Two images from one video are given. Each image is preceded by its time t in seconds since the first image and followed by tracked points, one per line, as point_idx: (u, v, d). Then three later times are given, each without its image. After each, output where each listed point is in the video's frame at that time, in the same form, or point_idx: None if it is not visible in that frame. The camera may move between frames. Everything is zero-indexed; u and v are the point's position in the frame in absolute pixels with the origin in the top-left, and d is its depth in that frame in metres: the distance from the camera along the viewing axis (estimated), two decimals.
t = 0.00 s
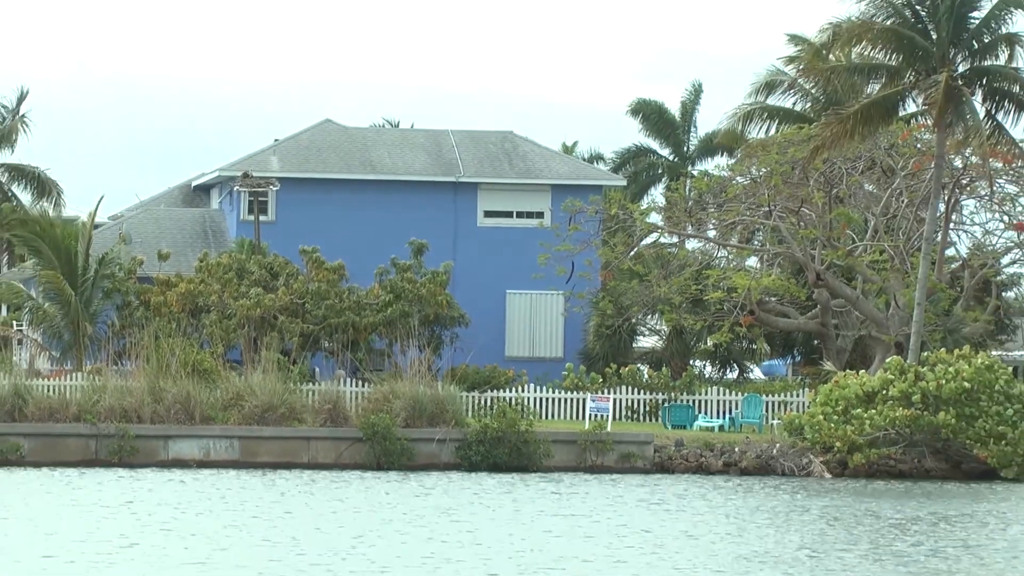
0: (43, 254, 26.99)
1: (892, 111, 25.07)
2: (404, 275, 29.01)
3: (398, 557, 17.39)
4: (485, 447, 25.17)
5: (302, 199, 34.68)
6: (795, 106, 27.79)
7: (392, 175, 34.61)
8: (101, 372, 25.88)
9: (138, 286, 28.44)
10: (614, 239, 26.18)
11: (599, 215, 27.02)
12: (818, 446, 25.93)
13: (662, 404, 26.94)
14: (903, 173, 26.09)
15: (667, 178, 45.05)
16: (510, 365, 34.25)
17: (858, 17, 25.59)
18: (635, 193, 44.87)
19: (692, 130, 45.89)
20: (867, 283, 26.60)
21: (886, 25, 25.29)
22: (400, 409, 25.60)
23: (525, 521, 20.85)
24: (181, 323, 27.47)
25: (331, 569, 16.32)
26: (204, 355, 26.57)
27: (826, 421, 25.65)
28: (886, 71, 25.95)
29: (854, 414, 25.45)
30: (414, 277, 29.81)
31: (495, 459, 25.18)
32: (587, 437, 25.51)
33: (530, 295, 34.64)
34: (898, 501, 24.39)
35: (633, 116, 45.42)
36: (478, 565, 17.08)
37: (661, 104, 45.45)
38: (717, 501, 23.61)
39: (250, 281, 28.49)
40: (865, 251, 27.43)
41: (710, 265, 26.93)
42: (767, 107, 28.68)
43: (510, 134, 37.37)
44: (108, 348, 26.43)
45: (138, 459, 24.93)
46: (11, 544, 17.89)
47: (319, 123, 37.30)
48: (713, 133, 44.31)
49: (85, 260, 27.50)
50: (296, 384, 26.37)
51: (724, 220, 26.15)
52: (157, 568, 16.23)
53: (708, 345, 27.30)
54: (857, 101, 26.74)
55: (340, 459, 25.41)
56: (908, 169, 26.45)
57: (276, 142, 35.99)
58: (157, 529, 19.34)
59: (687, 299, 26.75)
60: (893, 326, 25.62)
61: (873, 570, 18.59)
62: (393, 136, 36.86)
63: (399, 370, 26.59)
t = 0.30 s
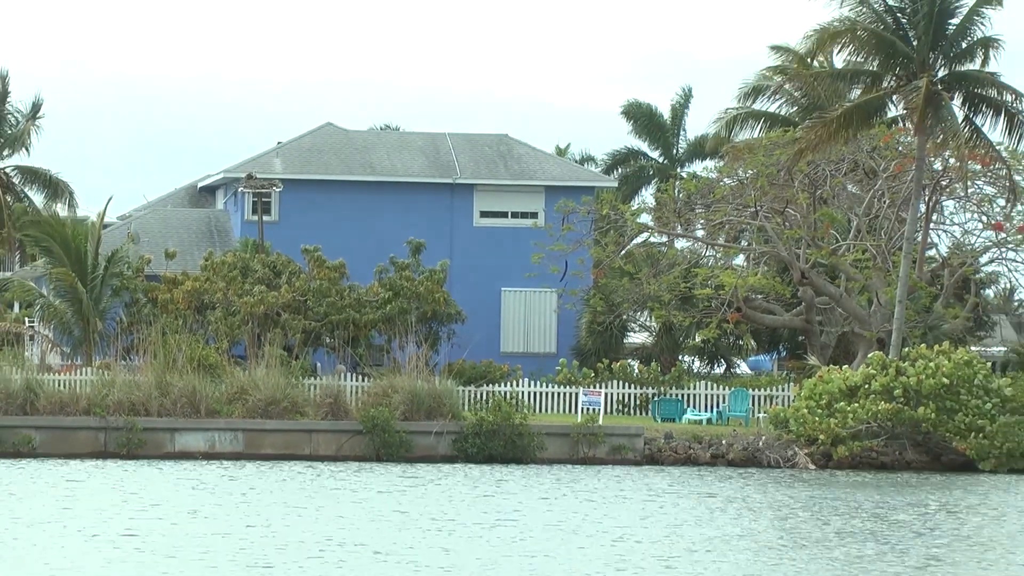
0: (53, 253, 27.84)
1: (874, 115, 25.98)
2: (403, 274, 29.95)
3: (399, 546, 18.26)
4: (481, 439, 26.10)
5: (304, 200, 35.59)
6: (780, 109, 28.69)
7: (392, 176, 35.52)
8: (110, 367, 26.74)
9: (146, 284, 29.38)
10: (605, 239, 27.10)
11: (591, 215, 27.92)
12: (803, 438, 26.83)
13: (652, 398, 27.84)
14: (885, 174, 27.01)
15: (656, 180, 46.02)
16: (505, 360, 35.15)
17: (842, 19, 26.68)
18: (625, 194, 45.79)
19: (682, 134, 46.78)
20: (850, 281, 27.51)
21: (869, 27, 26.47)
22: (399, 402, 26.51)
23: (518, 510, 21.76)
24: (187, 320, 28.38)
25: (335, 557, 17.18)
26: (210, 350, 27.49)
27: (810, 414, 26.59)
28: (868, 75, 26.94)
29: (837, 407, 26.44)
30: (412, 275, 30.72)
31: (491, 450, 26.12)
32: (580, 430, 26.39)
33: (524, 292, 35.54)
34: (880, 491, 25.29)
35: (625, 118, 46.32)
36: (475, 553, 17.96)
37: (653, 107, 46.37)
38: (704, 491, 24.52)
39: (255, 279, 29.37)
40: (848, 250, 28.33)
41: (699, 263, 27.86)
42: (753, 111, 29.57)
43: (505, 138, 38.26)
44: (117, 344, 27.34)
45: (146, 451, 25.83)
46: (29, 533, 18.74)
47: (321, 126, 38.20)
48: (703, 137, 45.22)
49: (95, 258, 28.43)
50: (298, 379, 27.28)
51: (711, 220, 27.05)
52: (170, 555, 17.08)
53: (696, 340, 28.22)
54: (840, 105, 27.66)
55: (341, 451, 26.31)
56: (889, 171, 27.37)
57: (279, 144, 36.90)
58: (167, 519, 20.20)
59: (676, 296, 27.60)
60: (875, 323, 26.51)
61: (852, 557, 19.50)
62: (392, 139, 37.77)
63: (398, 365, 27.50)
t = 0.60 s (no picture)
0: (63, 252, 28.81)
1: (857, 119, 26.89)
2: (401, 272, 30.87)
3: (397, 535, 19.17)
4: (476, 432, 27.04)
5: (305, 201, 36.53)
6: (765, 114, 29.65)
7: (390, 178, 36.45)
8: (118, 362, 27.67)
9: (152, 282, 30.36)
10: (596, 238, 28.03)
11: (583, 215, 28.85)
12: (787, 432, 27.74)
13: (641, 392, 28.78)
14: (867, 176, 27.95)
15: (647, 181, 46.93)
16: (500, 356, 36.09)
17: (825, 23, 27.55)
18: (616, 195, 46.68)
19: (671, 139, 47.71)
20: (833, 279, 28.45)
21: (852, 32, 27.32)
22: (397, 396, 27.43)
23: (510, 501, 22.67)
24: (192, 317, 29.35)
25: (336, 544, 18.10)
26: (214, 346, 28.43)
27: (793, 409, 27.53)
28: (850, 80, 27.91)
29: (821, 402, 27.35)
30: (409, 273, 31.66)
31: (486, 443, 27.06)
32: (571, 423, 27.32)
33: (519, 290, 36.45)
34: (861, 483, 26.20)
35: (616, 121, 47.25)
36: (469, 542, 18.86)
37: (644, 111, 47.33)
38: (690, 482, 25.44)
39: (258, 277, 30.29)
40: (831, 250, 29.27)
41: (687, 262, 28.81)
42: (740, 115, 30.48)
43: (500, 140, 39.18)
44: (125, 340, 28.31)
45: (152, 444, 26.75)
46: (44, 521, 19.65)
47: (322, 129, 39.15)
48: (692, 141, 46.13)
49: (103, 257, 29.41)
50: (299, 374, 28.19)
51: (699, 221, 28.00)
52: (180, 543, 17.98)
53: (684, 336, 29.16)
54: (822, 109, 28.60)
55: (341, 443, 27.25)
56: (871, 173, 28.30)
57: (281, 147, 37.85)
58: (176, 508, 21.12)
59: (665, 294, 28.54)
60: (857, 319, 27.45)
61: (830, 547, 20.42)
62: (390, 142, 38.71)
63: (396, 360, 28.43)
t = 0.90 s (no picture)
0: (71, 251, 29.77)
1: (839, 122, 27.73)
2: (397, 271, 31.84)
3: (392, 525, 20.13)
4: (470, 426, 28.01)
5: (305, 202, 37.48)
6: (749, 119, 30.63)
7: (387, 180, 37.40)
8: (124, 358, 28.62)
9: (157, 281, 31.34)
10: (586, 238, 29.01)
11: (574, 216, 29.89)
12: (771, 425, 28.70)
13: (630, 387, 29.74)
14: (848, 178, 28.93)
15: (636, 183, 47.83)
16: (493, 352, 37.03)
17: (808, 28, 28.53)
18: (606, 197, 47.55)
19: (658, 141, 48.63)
20: (815, 277, 29.43)
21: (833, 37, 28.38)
22: (393, 391, 28.40)
23: (502, 493, 23.63)
24: (196, 315, 30.33)
25: (333, 535, 19.05)
26: (217, 343, 29.37)
27: (777, 404, 28.49)
28: (831, 86, 28.89)
29: (803, 397, 28.32)
30: (406, 272, 32.64)
31: (479, 436, 28.03)
32: (562, 417, 28.25)
33: (511, 288, 37.40)
34: (841, 474, 27.18)
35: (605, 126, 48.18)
36: (460, 532, 19.83)
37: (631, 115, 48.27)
38: (676, 473, 26.41)
39: (259, 276, 31.26)
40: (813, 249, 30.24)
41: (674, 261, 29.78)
42: (725, 119, 31.38)
43: (494, 144, 40.10)
44: (130, 336, 29.29)
45: (156, 437, 27.71)
46: (57, 512, 20.62)
47: (321, 133, 40.09)
48: (679, 143, 47.06)
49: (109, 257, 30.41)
50: (299, 369, 29.14)
51: (685, 221, 28.98)
52: (186, 533, 18.95)
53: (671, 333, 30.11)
54: (804, 114, 29.56)
55: (340, 436, 28.19)
56: (852, 175, 29.28)
57: (281, 150, 38.79)
58: (181, 499, 22.09)
59: (653, 292, 29.47)
60: (838, 316, 28.43)
61: (806, 540, 21.37)
62: (387, 145, 39.67)
63: (392, 356, 29.38)
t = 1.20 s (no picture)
0: (76, 252, 30.81)
1: (819, 126, 28.63)
2: (392, 270, 32.83)
3: (387, 515, 21.16)
4: (463, 420, 28.99)
5: (303, 203, 38.45)
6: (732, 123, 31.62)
7: (382, 183, 38.38)
8: (127, 355, 29.54)
9: (159, 280, 32.32)
10: (574, 238, 30.01)
11: (562, 217, 30.90)
12: (753, 419, 29.69)
13: (617, 382, 30.73)
14: (827, 181, 29.92)
15: (622, 186, 48.90)
16: (485, 349, 38.00)
17: (789, 35, 29.41)
18: (594, 199, 48.49)
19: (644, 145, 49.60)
20: (796, 276, 30.43)
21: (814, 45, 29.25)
22: (388, 386, 29.37)
23: (491, 484, 24.63)
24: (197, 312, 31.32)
25: (328, 524, 20.02)
26: (217, 340, 30.34)
27: (759, 398, 29.46)
28: (811, 91, 29.86)
29: (784, 391, 29.29)
30: (400, 272, 33.67)
31: (471, 430, 29.01)
32: (551, 411, 29.25)
33: (502, 287, 38.37)
34: (819, 467, 28.18)
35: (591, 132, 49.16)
36: (451, 522, 20.86)
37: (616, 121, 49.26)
38: (660, 467, 27.39)
39: (258, 276, 32.26)
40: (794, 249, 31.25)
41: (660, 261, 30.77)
42: (708, 122, 32.33)
43: (485, 149, 41.09)
44: (133, 333, 30.31)
45: (159, 431, 28.62)
46: (65, 502, 21.61)
47: (317, 137, 41.05)
48: (664, 147, 48.00)
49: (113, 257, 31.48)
50: (297, 365, 30.12)
51: (670, 222, 30.00)
52: (191, 522, 19.95)
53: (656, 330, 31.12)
54: (785, 118, 30.55)
55: (336, 429, 29.19)
56: (831, 178, 30.28)
57: (279, 153, 39.78)
58: (184, 490, 23.05)
59: (639, 291, 30.45)
60: (818, 313, 29.42)
61: (780, 531, 22.34)
62: (382, 149, 40.66)
63: (387, 353, 30.37)
